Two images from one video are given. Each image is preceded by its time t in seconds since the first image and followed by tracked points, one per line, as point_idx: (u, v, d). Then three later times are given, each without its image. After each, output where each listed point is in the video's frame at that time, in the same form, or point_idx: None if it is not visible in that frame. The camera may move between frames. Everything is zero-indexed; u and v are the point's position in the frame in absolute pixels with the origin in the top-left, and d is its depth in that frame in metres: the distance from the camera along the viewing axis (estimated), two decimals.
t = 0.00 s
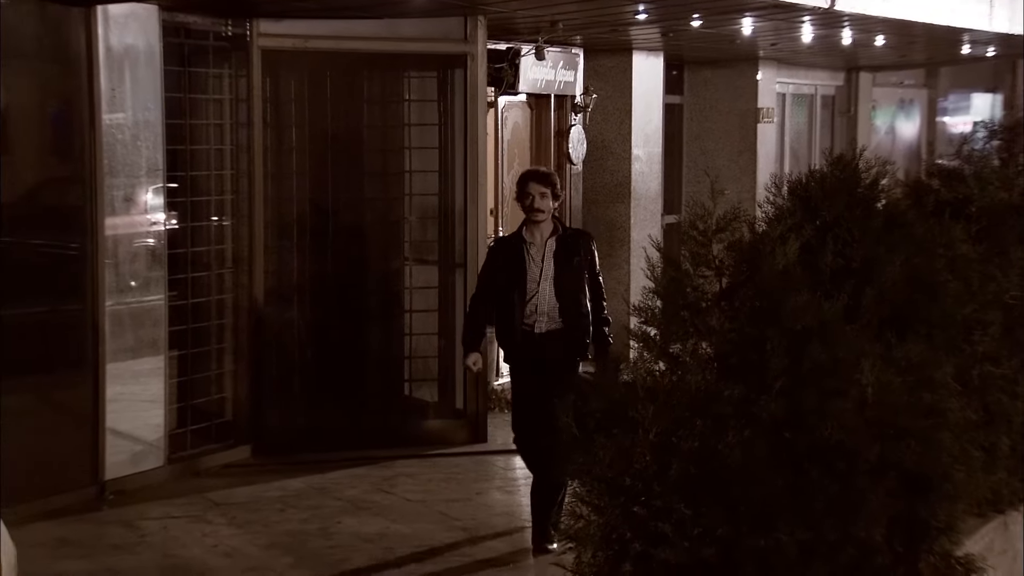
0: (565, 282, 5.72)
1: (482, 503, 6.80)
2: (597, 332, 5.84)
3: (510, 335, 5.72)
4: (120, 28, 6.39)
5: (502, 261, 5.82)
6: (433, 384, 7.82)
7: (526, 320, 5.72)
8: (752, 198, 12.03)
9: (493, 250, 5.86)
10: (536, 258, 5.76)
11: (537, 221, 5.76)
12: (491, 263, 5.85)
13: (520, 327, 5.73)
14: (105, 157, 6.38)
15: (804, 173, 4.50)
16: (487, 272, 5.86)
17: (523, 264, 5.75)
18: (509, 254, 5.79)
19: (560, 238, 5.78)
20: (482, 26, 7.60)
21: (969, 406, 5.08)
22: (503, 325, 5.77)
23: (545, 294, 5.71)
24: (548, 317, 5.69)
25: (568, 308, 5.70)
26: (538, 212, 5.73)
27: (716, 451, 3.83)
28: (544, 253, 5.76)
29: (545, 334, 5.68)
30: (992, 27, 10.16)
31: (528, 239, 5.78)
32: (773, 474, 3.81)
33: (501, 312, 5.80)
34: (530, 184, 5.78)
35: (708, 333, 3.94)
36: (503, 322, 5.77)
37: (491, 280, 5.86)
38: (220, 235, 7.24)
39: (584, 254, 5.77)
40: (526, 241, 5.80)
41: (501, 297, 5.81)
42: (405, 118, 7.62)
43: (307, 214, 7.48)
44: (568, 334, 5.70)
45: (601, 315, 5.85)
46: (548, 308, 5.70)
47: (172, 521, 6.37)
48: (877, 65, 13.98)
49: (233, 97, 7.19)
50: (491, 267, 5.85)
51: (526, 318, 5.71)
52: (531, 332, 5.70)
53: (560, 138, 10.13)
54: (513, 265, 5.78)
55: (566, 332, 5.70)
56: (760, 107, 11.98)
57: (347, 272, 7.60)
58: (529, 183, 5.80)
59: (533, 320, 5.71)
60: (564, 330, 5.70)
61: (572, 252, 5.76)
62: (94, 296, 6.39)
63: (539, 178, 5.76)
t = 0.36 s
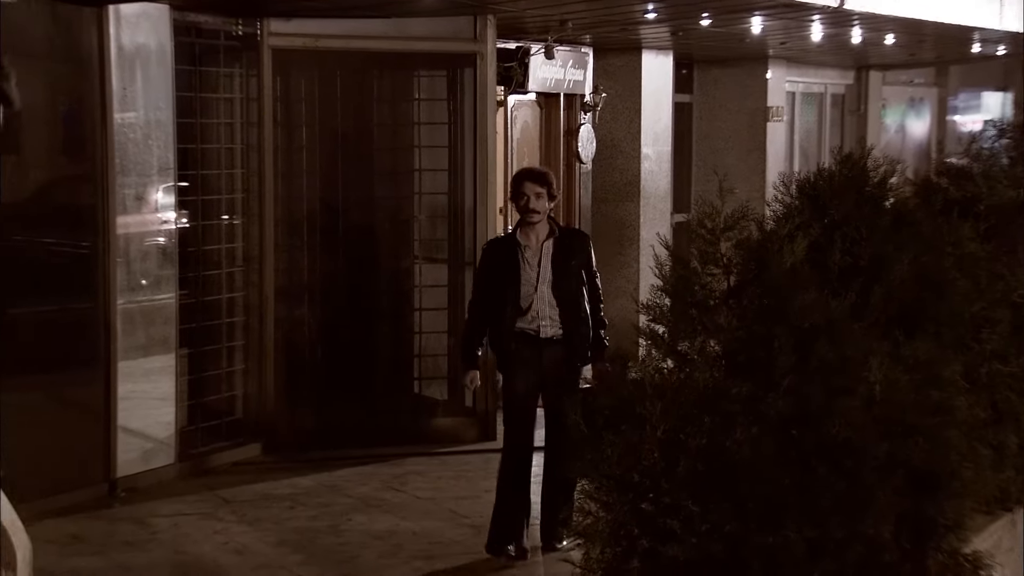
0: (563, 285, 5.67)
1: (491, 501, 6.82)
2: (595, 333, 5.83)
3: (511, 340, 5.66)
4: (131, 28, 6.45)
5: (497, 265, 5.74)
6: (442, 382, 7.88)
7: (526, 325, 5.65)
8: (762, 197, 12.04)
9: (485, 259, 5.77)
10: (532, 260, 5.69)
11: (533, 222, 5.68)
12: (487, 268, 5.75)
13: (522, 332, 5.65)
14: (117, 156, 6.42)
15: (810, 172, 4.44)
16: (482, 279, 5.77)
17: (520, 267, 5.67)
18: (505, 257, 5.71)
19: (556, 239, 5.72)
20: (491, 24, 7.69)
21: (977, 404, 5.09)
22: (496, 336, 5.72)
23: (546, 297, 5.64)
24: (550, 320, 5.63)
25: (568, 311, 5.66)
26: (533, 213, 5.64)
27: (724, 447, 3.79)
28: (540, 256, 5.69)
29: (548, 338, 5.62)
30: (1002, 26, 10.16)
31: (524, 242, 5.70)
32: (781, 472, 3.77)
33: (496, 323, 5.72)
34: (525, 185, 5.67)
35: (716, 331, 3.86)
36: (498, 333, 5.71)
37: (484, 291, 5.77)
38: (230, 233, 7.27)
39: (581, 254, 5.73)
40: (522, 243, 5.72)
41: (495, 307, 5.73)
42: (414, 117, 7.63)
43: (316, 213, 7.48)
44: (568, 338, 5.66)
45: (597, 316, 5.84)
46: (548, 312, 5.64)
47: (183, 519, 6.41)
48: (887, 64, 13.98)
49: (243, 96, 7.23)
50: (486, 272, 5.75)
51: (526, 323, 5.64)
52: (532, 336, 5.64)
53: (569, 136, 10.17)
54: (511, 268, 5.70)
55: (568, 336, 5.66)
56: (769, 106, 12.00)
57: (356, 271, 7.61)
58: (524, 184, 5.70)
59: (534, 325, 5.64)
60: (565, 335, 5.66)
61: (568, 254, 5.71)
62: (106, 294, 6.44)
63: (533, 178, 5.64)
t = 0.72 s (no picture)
0: (554, 288, 5.26)
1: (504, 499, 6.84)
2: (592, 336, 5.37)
3: (501, 350, 5.24)
4: (146, 28, 6.49)
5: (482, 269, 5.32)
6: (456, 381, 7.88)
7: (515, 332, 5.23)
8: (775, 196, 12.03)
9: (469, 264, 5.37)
10: (521, 262, 5.28)
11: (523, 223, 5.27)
12: (473, 272, 5.33)
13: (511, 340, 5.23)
14: (132, 155, 6.46)
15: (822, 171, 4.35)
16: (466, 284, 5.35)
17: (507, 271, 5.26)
18: (492, 260, 5.29)
19: (547, 240, 5.30)
20: (504, 24, 7.70)
21: (991, 403, 5.08)
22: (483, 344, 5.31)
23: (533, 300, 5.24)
24: (540, 326, 5.22)
25: (558, 313, 5.24)
26: (524, 213, 5.25)
27: (736, 445, 3.79)
28: (530, 258, 5.28)
29: (539, 346, 5.21)
30: (1017, 24, 10.13)
31: (513, 243, 5.29)
32: (792, 469, 3.76)
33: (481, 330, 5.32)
34: (514, 183, 5.28)
35: (728, 329, 3.84)
36: (484, 341, 5.30)
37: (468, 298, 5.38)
38: (244, 233, 7.33)
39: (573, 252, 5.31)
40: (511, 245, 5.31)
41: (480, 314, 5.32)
42: (427, 116, 7.63)
43: (330, 212, 7.50)
44: (557, 341, 5.23)
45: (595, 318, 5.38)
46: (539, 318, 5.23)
47: (197, 516, 6.45)
48: (902, 63, 13.96)
49: (257, 96, 7.25)
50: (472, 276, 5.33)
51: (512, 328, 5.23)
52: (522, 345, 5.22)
53: (582, 136, 10.16)
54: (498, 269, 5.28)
55: (557, 338, 5.23)
56: (783, 105, 11.99)
57: (370, 269, 7.61)
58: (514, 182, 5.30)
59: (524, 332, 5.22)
60: (554, 337, 5.23)
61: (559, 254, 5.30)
62: (121, 294, 6.47)
63: (523, 176, 5.25)
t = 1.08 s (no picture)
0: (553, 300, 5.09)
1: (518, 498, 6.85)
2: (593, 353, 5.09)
3: (490, 360, 5.13)
4: (162, 29, 6.53)
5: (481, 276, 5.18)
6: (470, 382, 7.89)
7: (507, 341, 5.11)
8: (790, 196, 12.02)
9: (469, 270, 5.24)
10: (519, 272, 5.13)
11: (524, 233, 5.08)
12: (472, 277, 5.22)
13: (501, 350, 5.11)
14: (148, 154, 6.50)
15: (837, 171, 4.21)
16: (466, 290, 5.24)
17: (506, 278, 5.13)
18: (490, 266, 5.16)
19: (548, 250, 5.13)
20: (518, 24, 7.74)
21: (1006, 402, 5.07)
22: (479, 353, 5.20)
23: (528, 313, 5.08)
24: (531, 338, 5.07)
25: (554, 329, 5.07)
26: (525, 224, 5.06)
27: (749, 443, 3.81)
28: (528, 269, 5.12)
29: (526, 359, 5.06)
30: None
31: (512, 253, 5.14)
32: (807, 467, 3.76)
33: (478, 339, 5.19)
34: (517, 190, 5.08)
35: (739, 328, 3.87)
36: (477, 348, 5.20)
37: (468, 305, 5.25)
38: (258, 232, 7.35)
39: (572, 267, 5.07)
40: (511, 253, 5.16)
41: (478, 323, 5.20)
42: (441, 116, 7.65)
43: (345, 212, 7.52)
44: (547, 355, 5.06)
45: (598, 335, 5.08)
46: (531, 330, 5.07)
47: (212, 515, 6.48)
48: (917, 62, 13.93)
49: (272, 96, 7.28)
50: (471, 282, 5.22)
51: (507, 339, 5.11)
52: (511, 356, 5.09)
53: (596, 135, 10.20)
54: (496, 277, 5.15)
55: (551, 355, 5.07)
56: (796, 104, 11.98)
57: (386, 268, 7.64)
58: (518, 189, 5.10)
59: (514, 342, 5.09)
60: (548, 353, 5.06)
61: (560, 265, 5.10)
62: (137, 294, 6.52)
63: (526, 183, 5.07)
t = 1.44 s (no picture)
0: (558, 296, 5.11)
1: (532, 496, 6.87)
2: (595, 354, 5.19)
3: (499, 357, 5.10)
4: (179, 28, 6.57)
5: (486, 273, 5.21)
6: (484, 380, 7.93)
7: (514, 338, 5.09)
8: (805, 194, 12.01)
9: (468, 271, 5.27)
10: (525, 266, 5.15)
11: (528, 225, 5.13)
12: (476, 275, 5.24)
13: (508, 347, 5.10)
14: (163, 153, 6.53)
15: (852, 168, 4.23)
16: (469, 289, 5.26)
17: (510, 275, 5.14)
18: (495, 262, 5.18)
19: (551, 244, 5.17)
20: (533, 22, 7.70)
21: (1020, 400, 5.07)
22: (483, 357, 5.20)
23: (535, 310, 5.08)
24: (540, 333, 5.06)
25: (560, 325, 5.07)
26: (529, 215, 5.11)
27: (761, 440, 3.78)
28: (532, 262, 5.15)
29: (536, 355, 5.05)
30: None
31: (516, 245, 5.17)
32: (820, 464, 3.76)
33: (483, 338, 5.22)
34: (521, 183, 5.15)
35: (753, 325, 3.87)
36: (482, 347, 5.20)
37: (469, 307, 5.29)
38: (274, 231, 7.41)
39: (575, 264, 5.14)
40: (515, 247, 5.19)
41: (482, 326, 5.22)
42: (455, 115, 7.67)
43: (360, 211, 7.54)
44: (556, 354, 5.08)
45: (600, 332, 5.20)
46: (539, 325, 5.06)
47: (228, 512, 6.52)
48: (933, 60, 13.89)
49: (287, 95, 7.33)
50: (475, 281, 5.24)
51: (513, 339, 5.09)
52: (519, 354, 5.07)
53: (611, 133, 10.20)
54: (501, 273, 5.17)
55: (558, 354, 5.08)
56: (813, 102, 11.96)
57: (400, 265, 7.65)
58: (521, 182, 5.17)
59: (523, 338, 5.08)
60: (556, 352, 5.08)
61: (564, 261, 5.15)
62: (152, 294, 6.56)
63: (528, 176, 5.12)
